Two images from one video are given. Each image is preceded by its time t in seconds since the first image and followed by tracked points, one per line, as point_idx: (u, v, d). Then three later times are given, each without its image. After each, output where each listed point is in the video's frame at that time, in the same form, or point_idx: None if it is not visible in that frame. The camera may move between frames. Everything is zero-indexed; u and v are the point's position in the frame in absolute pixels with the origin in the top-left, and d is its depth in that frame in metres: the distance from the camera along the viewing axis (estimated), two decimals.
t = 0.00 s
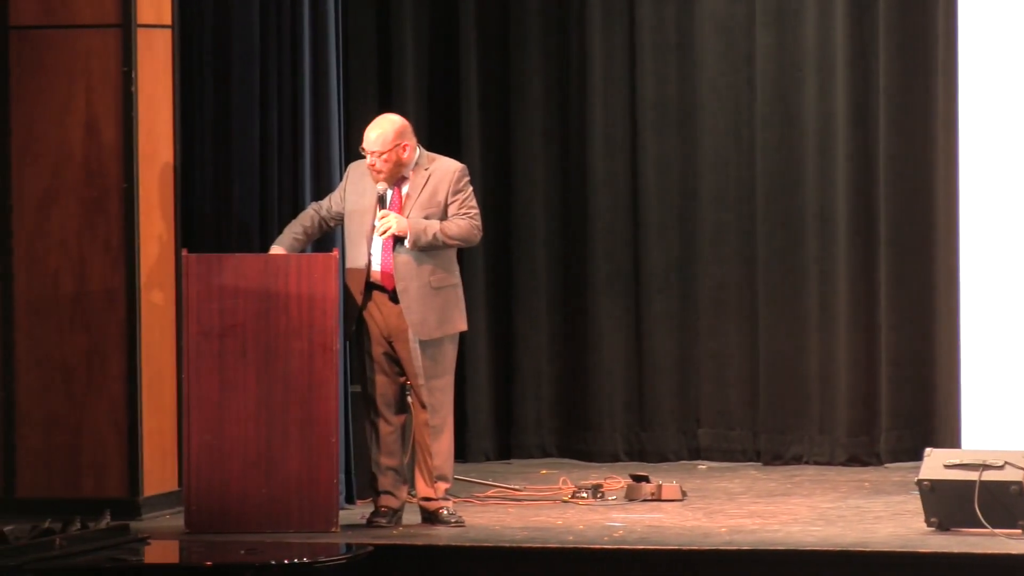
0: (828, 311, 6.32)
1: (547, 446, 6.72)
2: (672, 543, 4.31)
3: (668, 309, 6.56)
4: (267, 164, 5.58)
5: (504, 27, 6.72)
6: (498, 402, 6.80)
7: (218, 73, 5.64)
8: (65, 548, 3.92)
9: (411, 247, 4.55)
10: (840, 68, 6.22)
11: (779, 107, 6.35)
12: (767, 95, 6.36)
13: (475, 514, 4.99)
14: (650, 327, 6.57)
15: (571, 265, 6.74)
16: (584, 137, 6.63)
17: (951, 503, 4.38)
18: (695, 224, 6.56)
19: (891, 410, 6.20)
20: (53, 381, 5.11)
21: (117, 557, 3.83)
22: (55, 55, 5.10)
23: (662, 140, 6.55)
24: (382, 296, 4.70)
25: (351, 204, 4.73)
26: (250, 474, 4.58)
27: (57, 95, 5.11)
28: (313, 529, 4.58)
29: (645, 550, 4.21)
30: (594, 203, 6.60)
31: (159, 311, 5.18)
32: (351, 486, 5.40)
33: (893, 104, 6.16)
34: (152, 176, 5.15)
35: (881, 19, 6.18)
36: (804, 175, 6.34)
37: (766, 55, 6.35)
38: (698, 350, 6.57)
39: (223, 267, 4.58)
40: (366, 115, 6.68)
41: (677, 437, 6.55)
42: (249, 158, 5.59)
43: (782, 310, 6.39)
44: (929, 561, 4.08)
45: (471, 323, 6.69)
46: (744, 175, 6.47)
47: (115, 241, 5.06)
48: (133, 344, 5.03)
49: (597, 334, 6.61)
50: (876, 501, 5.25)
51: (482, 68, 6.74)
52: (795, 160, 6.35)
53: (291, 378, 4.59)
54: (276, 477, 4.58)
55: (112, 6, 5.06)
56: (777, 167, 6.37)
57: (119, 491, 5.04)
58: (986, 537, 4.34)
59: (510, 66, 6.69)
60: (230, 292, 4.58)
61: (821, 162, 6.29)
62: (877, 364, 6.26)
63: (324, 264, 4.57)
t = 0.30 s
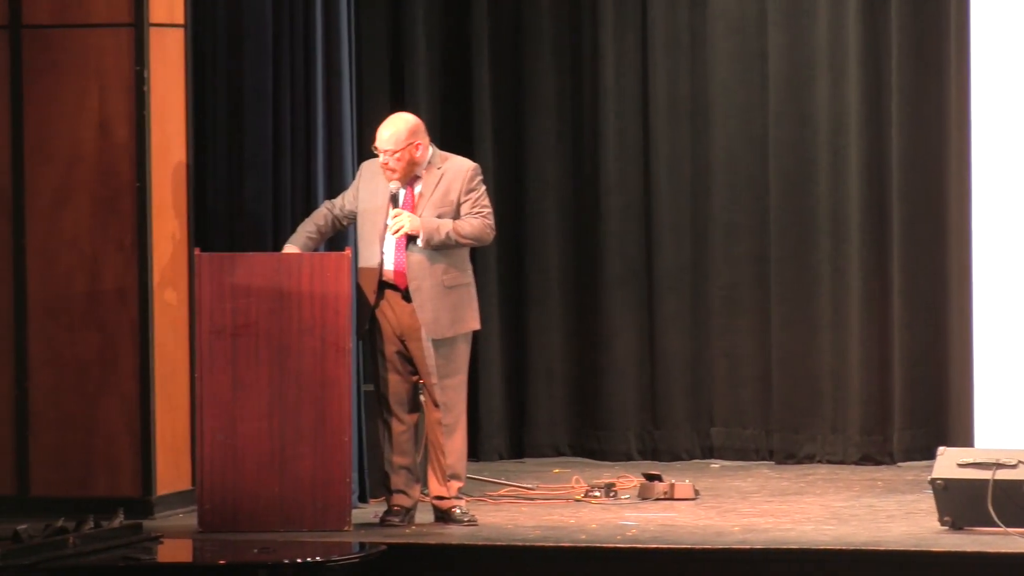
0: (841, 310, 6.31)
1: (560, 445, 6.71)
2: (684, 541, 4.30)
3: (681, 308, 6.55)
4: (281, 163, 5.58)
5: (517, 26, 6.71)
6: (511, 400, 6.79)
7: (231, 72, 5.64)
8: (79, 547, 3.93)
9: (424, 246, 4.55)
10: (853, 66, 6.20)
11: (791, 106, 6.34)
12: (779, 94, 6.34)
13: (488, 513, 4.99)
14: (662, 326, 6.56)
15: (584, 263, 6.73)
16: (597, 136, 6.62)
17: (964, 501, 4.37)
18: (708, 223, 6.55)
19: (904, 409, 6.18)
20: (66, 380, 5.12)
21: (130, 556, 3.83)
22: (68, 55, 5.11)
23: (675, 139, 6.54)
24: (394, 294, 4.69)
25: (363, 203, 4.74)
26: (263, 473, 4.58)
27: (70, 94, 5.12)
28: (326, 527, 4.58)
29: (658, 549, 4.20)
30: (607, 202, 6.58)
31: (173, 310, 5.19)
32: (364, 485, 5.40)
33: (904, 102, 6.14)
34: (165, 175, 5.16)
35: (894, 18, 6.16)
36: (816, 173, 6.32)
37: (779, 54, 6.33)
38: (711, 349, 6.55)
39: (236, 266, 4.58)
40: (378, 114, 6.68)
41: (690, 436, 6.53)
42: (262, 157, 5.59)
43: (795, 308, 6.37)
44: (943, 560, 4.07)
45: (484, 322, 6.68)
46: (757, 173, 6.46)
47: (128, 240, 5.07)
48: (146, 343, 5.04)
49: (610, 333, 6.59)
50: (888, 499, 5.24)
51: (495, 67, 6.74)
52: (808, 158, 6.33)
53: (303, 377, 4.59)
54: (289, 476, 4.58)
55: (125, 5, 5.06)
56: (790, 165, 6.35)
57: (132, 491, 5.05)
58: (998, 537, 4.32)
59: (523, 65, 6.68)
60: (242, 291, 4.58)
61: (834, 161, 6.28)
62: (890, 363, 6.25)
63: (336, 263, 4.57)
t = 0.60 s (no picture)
0: (865, 310, 6.27)
1: (584, 445, 6.68)
2: (708, 542, 4.28)
3: (706, 308, 6.52)
4: (304, 162, 5.58)
5: (541, 25, 6.69)
6: (534, 400, 6.77)
7: (256, 71, 5.65)
8: (104, 548, 3.93)
9: (451, 246, 4.54)
10: (878, 64, 6.17)
11: (816, 105, 6.30)
12: (803, 92, 6.31)
13: (512, 513, 4.98)
14: (686, 326, 6.53)
15: (607, 262, 6.70)
16: (621, 136, 6.60)
17: (988, 502, 4.33)
18: (733, 222, 6.52)
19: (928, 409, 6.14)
20: (89, 381, 5.13)
21: (154, 556, 3.83)
22: (92, 55, 5.13)
23: (699, 138, 6.51)
24: (419, 294, 4.69)
25: (389, 203, 4.73)
26: (286, 474, 4.58)
27: (94, 94, 5.13)
28: (350, 528, 4.58)
29: (681, 550, 4.18)
30: (631, 202, 6.56)
31: (197, 310, 5.20)
32: (388, 485, 5.39)
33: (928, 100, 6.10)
34: (189, 175, 5.17)
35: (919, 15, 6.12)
36: (840, 172, 6.29)
37: (803, 52, 6.30)
38: (736, 349, 6.52)
39: (260, 267, 4.58)
40: (402, 114, 6.67)
41: (714, 436, 6.50)
42: (286, 157, 5.60)
43: (819, 308, 6.34)
44: (968, 560, 4.04)
45: (508, 321, 6.66)
46: (781, 173, 6.43)
47: (152, 240, 5.08)
48: (170, 343, 5.05)
49: (633, 333, 6.57)
50: (913, 500, 5.20)
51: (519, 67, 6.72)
52: (833, 157, 6.30)
53: (327, 377, 4.59)
54: (313, 476, 4.58)
55: (149, 5, 5.08)
56: (815, 164, 6.32)
57: (156, 491, 5.06)
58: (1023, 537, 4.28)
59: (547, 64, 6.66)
60: (266, 291, 4.58)
61: (858, 159, 6.24)
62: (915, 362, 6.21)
63: (360, 263, 4.57)
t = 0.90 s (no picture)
0: (879, 309, 6.25)
1: (597, 445, 6.67)
2: (721, 541, 4.26)
3: (719, 307, 6.51)
4: (318, 161, 5.59)
5: (554, 24, 6.68)
6: (548, 400, 6.76)
7: (269, 70, 5.64)
8: (116, 547, 3.93)
9: (470, 244, 4.52)
10: (892, 62, 6.14)
11: (830, 103, 6.28)
12: (817, 91, 6.29)
13: (526, 513, 4.97)
14: (700, 325, 6.51)
15: (621, 262, 6.69)
16: (634, 134, 6.58)
17: (1002, 501, 4.31)
18: (746, 221, 6.50)
19: (942, 409, 6.12)
20: (103, 380, 5.14)
21: (167, 556, 3.83)
22: (106, 55, 5.13)
23: (713, 137, 6.49)
24: (437, 294, 4.68)
25: (405, 202, 4.74)
26: (300, 474, 4.58)
27: (107, 93, 5.14)
28: (364, 528, 4.57)
29: (695, 549, 4.16)
30: (645, 201, 6.54)
31: (210, 310, 5.20)
32: (402, 485, 5.38)
33: (942, 99, 6.08)
34: (203, 174, 5.17)
35: (933, 13, 6.09)
36: (854, 171, 6.27)
37: (817, 51, 6.28)
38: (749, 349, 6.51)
39: (274, 266, 4.58)
40: (415, 113, 6.66)
41: (727, 436, 6.49)
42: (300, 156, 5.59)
43: (833, 307, 6.32)
44: (982, 559, 4.02)
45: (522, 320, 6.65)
46: (795, 172, 6.41)
47: (165, 239, 5.09)
48: (184, 342, 5.06)
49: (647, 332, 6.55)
50: (926, 499, 5.17)
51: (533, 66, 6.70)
52: (846, 156, 6.28)
53: (341, 377, 4.59)
54: (326, 476, 4.58)
55: (163, 4, 5.08)
56: (828, 164, 6.30)
57: (169, 491, 5.07)
58: None
59: (562, 62, 6.64)
60: (280, 291, 4.58)
61: (872, 158, 6.22)
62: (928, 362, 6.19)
63: (374, 263, 4.56)
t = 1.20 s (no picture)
0: (884, 308, 6.24)
1: (602, 444, 6.66)
2: (725, 540, 4.26)
3: (724, 306, 6.50)
4: (323, 160, 5.59)
5: (559, 23, 6.68)
6: (553, 399, 6.76)
7: (274, 69, 5.64)
8: (121, 546, 3.93)
9: (484, 243, 4.52)
10: (896, 61, 6.14)
11: (834, 103, 6.27)
12: (822, 91, 6.28)
13: (530, 512, 4.97)
14: (705, 324, 6.51)
15: (625, 261, 6.69)
16: (639, 134, 6.57)
17: (1006, 500, 4.30)
18: (751, 220, 6.49)
19: (946, 408, 6.11)
20: (107, 380, 5.14)
21: (172, 555, 3.83)
22: (111, 54, 5.14)
23: (718, 137, 6.48)
24: (446, 293, 4.68)
25: (416, 202, 4.74)
26: (305, 472, 4.58)
27: (112, 93, 5.14)
28: (369, 527, 4.58)
29: (700, 548, 4.16)
30: (649, 200, 6.54)
31: (215, 309, 5.20)
32: (407, 484, 5.38)
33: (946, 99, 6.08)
34: (207, 174, 5.17)
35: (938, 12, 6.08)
36: (859, 171, 6.26)
37: (821, 50, 6.27)
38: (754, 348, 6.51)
39: (278, 265, 4.58)
40: (420, 112, 6.66)
41: (731, 435, 6.48)
42: (306, 155, 5.60)
43: (838, 307, 6.31)
44: (986, 559, 4.02)
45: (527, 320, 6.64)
46: (799, 172, 6.41)
47: (170, 238, 5.09)
48: (188, 341, 5.06)
49: (651, 331, 6.55)
50: (930, 498, 5.16)
51: (538, 65, 6.70)
52: (851, 155, 6.27)
53: (346, 375, 4.59)
54: (331, 475, 4.58)
55: (167, 3, 5.08)
56: (833, 163, 6.29)
57: (174, 490, 5.07)
58: None
59: (567, 61, 6.63)
60: (285, 290, 4.58)
61: (876, 158, 6.21)
62: (933, 361, 6.18)
63: (379, 262, 4.56)
